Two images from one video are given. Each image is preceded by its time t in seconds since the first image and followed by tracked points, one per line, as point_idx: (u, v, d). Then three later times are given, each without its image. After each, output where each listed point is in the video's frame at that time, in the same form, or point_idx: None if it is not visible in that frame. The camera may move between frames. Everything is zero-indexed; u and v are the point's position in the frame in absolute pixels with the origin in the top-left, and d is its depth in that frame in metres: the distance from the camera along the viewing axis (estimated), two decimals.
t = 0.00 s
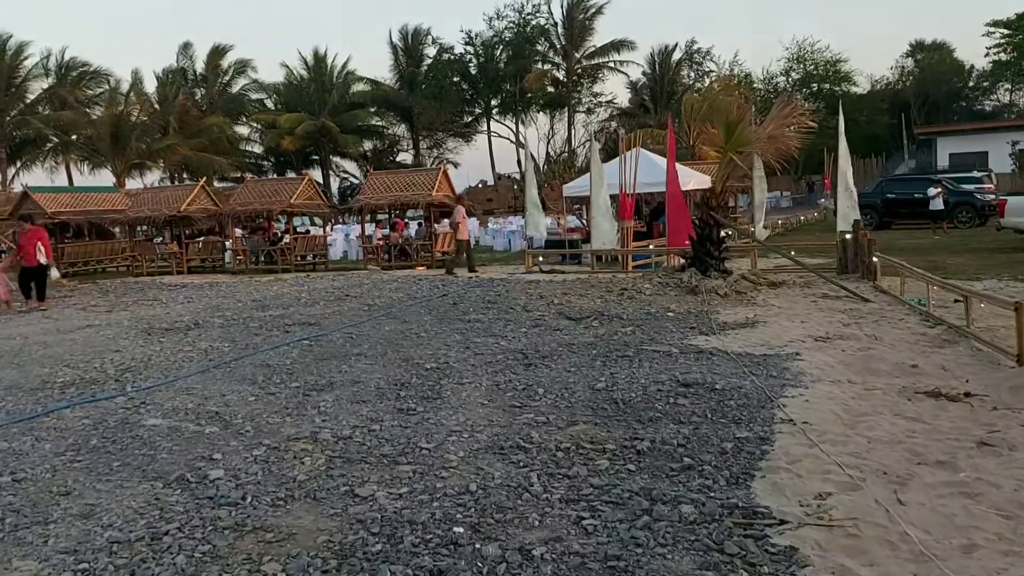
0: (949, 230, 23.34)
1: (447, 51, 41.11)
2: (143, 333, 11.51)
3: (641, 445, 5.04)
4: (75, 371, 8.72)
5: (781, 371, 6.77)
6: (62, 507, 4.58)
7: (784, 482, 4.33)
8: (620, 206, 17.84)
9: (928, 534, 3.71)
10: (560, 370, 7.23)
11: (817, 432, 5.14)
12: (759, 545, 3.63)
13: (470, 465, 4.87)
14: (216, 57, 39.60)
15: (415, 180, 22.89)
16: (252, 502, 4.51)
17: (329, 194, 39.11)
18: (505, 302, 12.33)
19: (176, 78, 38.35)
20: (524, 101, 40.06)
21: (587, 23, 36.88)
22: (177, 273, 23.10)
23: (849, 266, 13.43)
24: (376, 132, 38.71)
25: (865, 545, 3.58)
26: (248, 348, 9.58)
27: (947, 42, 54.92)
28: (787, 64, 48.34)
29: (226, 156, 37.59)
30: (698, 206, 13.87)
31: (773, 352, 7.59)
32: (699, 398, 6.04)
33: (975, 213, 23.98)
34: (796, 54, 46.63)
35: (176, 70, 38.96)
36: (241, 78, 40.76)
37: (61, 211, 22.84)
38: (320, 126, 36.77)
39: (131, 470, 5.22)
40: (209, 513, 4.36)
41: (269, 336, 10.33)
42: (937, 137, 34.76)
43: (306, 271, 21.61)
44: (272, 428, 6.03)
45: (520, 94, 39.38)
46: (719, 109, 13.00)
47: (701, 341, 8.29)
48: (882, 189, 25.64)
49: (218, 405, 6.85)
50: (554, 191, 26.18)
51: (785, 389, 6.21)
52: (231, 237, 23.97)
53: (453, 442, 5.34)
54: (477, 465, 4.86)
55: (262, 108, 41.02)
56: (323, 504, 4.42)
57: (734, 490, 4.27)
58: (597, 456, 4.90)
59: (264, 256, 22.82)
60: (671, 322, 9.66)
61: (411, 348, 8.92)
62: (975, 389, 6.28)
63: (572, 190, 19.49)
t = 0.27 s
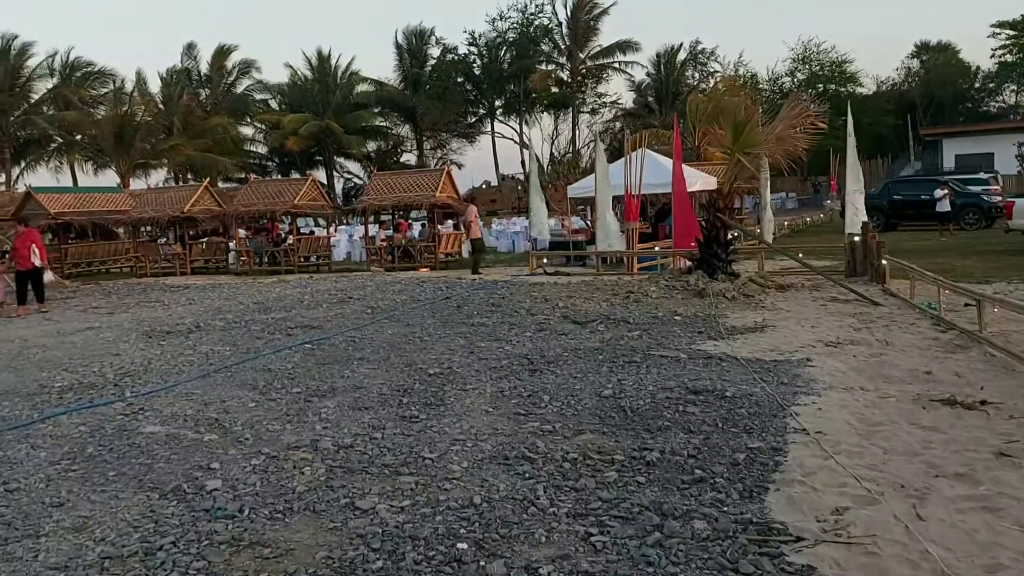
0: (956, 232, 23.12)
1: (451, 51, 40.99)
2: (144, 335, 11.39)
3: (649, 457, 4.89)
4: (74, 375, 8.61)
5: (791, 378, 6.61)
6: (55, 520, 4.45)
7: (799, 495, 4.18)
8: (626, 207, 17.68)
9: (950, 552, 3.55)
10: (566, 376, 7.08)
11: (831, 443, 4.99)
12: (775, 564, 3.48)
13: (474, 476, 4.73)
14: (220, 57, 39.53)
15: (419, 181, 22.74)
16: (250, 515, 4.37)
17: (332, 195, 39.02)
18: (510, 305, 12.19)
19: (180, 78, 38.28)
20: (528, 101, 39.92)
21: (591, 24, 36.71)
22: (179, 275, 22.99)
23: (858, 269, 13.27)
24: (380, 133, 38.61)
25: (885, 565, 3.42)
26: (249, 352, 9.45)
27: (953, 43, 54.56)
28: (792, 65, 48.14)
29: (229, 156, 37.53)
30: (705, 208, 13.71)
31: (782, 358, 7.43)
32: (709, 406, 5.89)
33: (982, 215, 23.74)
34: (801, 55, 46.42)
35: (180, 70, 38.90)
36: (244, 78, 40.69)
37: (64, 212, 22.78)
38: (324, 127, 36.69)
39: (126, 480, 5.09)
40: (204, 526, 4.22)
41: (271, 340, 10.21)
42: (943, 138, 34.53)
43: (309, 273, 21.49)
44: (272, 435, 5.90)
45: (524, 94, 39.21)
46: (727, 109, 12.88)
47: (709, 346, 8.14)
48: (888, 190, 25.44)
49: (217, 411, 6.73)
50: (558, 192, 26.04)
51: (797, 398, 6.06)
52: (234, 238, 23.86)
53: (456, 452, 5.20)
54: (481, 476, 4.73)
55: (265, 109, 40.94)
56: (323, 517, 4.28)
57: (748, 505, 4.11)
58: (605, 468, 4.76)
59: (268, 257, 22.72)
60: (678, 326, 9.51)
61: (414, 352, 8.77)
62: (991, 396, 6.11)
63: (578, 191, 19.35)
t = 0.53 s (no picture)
0: (964, 232, 22.94)
1: (455, 50, 40.87)
2: (146, 335, 11.30)
3: (659, 462, 4.77)
4: (76, 376, 8.51)
5: (803, 381, 6.49)
6: (52, 526, 4.34)
7: (817, 503, 4.05)
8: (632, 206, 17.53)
9: (974, 564, 3.43)
10: (573, 378, 6.96)
11: (847, 448, 4.86)
12: None
13: (481, 482, 4.61)
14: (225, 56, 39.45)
15: (424, 180, 22.62)
16: (251, 522, 4.26)
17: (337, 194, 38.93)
18: (516, 305, 12.07)
19: (185, 77, 38.21)
20: (532, 100, 39.82)
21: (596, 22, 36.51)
22: (183, 274, 22.91)
23: (867, 268, 13.12)
24: (385, 131, 38.53)
25: None
26: (252, 352, 9.35)
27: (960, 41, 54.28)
28: (797, 63, 47.92)
29: (234, 155, 37.46)
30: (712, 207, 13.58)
31: (793, 360, 7.30)
32: (720, 409, 5.77)
33: (991, 214, 23.56)
34: (807, 53, 46.19)
35: (185, 69, 38.84)
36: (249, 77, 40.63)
37: (68, 211, 22.71)
38: (328, 126, 36.63)
39: (125, 484, 4.99)
40: (205, 534, 4.12)
41: (274, 340, 10.11)
42: (950, 137, 34.33)
43: (313, 272, 21.40)
44: (275, 438, 5.79)
45: (528, 93, 39.06)
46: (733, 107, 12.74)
47: (718, 347, 8.02)
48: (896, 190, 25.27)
49: (219, 413, 6.62)
50: (563, 191, 25.92)
51: (809, 401, 5.93)
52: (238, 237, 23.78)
53: (463, 456, 5.08)
54: (489, 482, 4.61)
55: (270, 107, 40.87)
56: (325, 525, 4.17)
57: (764, 514, 3.99)
58: (615, 474, 4.64)
59: (272, 256, 22.65)
60: (686, 327, 9.38)
61: (419, 353, 8.66)
62: (1008, 400, 5.97)
63: (583, 190, 19.22)
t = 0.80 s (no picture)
0: (965, 231, 22.83)
1: (453, 49, 40.77)
2: (141, 335, 11.14)
3: (667, 465, 4.64)
4: (69, 376, 8.37)
5: (811, 381, 6.35)
6: (41, 532, 4.20)
7: (831, 509, 3.93)
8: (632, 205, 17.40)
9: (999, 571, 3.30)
10: (576, 379, 6.83)
11: (860, 451, 4.73)
12: None
13: (484, 486, 4.48)
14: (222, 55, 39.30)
15: (422, 179, 22.48)
16: (247, 528, 4.13)
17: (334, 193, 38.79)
18: (516, 304, 11.94)
19: (182, 75, 38.04)
20: (531, 99, 39.68)
21: (594, 21, 36.41)
22: (180, 272, 22.76)
23: (870, 268, 12.99)
24: (383, 130, 38.36)
25: None
26: (249, 352, 9.21)
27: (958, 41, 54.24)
28: (796, 62, 47.84)
29: (231, 153, 37.30)
30: (713, 205, 13.46)
31: (799, 360, 7.17)
32: (728, 410, 5.63)
33: (993, 214, 23.44)
34: (806, 53, 46.08)
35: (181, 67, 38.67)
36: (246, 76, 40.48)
37: (64, 209, 22.55)
38: (326, 125, 36.47)
39: (117, 488, 4.85)
40: (199, 540, 3.98)
41: (271, 340, 9.96)
42: (952, 136, 34.29)
43: (310, 271, 21.25)
44: (271, 441, 5.65)
45: (526, 92, 38.94)
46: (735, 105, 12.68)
47: (723, 347, 7.89)
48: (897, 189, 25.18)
49: (215, 415, 6.48)
50: (562, 190, 25.81)
51: (818, 402, 5.80)
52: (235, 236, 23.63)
53: (464, 460, 4.94)
54: (492, 486, 4.48)
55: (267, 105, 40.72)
56: (323, 531, 4.04)
57: (777, 519, 3.86)
58: (622, 477, 4.51)
59: (269, 255, 22.50)
60: (690, 326, 9.24)
61: (419, 353, 8.52)
62: (1021, 401, 5.85)
63: (582, 189, 19.09)
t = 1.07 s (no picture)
0: (920, 237, 23.25)
1: (414, 51, 40.46)
2: (91, 341, 10.72)
3: (642, 477, 4.51)
4: (14, 385, 7.98)
5: (781, 389, 6.30)
6: None
7: (812, 522, 3.84)
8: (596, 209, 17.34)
9: None
10: (544, 386, 6.68)
11: (836, 461, 4.67)
12: None
13: (454, 501, 4.31)
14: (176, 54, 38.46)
15: (383, 181, 22.18)
16: (205, 548, 3.90)
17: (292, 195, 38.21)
18: (480, 309, 11.77)
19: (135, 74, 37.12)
20: (492, 103, 39.55)
21: (555, 26, 36.40)
22: (132, 276, 22.14)
23: (831, 273, 13.06)
24: (343, 133, 37.88)
25: None
26: (205, 359, 8.89)
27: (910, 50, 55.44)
28: (754, 69, 48.41)
29: (186, 155, 36.49)
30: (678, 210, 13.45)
31: (769, 366, 7.12)
32: (700, 418, 5.54)
33: (947, 220, 24.02)
34: (764, 60, 46.66)
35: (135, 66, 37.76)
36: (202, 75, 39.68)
37: (10, 211, 21.78)
38: (284, 127, 35.88)
39: (65, 504, 4.57)
40: (155, 561, 3.75)
41: (228, 346, 9.65)
42: (906, 143, 34.96)
43: (268, 274, 20.82)
44: (230, 453, 5.40)
45: (488, 96, 38.78)
46: (700, 111, 12.74)
47: (691, 353, 7.81)
48: (854, 195, 25.54)
49: (169, 426, 6.19)
50: (524, 194, 25.69)
51: (790, 409, 5.74)
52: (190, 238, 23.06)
53: (433, 473, 4.76)
54: (463, 501, 4.31)
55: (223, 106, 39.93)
56: (286, 550, 3.83)
57: (759, 533, 3.76)
58: (596, 490, 4.37)
59: (224, 258, 22.02)
60: (656, 331, 9.16)
61: (382, 360, 8.30)
62: (990, 409, 5.86)
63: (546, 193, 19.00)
